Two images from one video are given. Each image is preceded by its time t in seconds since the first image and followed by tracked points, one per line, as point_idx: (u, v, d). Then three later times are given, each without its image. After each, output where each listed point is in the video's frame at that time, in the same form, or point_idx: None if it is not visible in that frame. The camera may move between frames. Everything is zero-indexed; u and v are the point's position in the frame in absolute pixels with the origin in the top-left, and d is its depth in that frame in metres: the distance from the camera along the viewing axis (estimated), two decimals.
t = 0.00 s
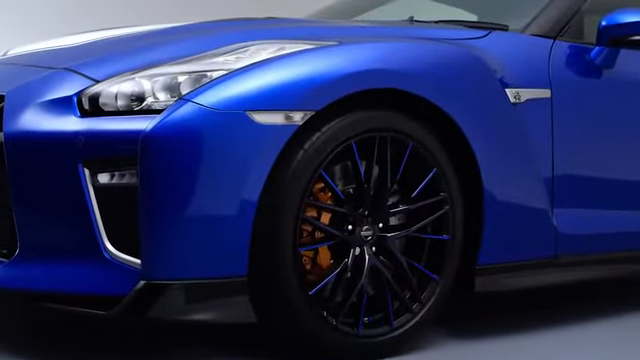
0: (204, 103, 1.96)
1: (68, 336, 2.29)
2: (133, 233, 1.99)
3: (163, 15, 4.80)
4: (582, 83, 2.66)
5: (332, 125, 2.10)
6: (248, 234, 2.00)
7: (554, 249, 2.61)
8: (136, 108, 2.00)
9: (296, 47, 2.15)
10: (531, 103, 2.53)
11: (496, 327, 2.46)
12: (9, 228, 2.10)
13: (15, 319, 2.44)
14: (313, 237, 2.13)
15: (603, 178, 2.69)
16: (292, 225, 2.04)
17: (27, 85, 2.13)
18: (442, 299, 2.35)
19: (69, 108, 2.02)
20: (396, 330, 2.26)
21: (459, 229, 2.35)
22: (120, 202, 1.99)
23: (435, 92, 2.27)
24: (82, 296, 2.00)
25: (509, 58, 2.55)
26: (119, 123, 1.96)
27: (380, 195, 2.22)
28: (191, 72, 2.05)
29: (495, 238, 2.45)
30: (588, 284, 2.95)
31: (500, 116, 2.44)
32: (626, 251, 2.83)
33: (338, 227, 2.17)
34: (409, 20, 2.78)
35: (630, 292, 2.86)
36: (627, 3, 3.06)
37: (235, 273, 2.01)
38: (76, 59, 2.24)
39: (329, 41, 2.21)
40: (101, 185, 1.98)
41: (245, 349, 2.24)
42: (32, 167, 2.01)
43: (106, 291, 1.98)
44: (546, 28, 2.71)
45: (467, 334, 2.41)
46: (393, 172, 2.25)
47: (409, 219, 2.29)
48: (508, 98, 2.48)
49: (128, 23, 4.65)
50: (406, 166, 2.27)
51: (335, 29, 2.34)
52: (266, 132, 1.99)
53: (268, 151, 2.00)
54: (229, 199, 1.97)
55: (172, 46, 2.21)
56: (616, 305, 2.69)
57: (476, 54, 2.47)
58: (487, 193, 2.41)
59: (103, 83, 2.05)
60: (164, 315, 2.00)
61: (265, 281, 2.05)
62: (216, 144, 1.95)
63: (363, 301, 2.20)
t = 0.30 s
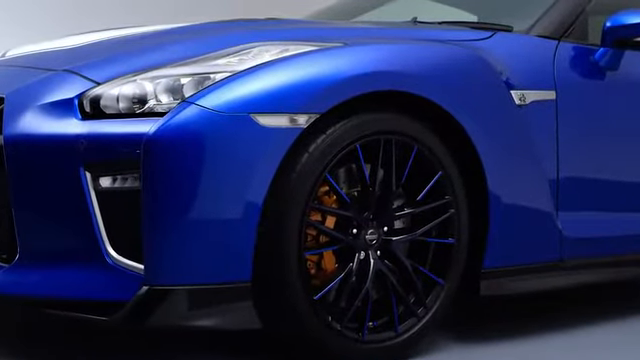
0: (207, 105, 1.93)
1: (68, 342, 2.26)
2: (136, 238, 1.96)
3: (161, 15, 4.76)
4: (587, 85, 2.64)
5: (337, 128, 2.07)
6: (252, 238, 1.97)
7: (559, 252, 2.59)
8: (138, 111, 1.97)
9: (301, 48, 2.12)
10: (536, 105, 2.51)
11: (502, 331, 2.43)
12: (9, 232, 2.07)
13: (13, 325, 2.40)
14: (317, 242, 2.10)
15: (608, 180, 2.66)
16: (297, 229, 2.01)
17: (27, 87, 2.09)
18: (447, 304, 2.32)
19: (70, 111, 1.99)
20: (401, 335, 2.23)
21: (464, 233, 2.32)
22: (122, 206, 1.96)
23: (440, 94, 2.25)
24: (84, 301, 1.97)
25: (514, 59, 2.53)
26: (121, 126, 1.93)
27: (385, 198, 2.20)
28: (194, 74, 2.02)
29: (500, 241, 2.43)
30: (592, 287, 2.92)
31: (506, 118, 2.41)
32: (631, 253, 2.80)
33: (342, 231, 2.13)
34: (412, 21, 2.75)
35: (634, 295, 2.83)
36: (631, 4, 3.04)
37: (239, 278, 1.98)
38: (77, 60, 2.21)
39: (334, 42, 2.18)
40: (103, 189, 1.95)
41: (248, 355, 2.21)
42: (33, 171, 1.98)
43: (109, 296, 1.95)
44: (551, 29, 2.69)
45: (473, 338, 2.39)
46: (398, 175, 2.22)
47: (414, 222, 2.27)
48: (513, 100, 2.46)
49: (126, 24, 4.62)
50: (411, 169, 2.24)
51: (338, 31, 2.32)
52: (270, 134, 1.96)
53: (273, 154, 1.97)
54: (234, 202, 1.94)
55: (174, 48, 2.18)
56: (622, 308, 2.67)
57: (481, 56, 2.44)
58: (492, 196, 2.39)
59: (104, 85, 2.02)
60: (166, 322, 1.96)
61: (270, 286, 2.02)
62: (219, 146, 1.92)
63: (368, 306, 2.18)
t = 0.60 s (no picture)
0: (212, 109, 1.90)
1: (70, 349, 2.23)
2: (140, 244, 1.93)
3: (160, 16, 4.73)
4: (594, 87, 2.61)
5: (343, 131, 2.04)
6: (258, 243, 1.94)
7: (566, 256, 2.56)
8: (142, 114, 1.94)
9: (307, 51, 2.09)
10: (543, 107, 2.48)
11: (508, 336, 2.41)
12: (10, 238, 2.04)
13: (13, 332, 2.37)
14: (324, 247, 2.07)
15: (615, 183, 2.64)
16: (304, 235, 1.98)
17: (29, 90, 2.06)
18: (453, 309, 2.29)
19: (73, 115, 1.96)
20: (408, 341, 2.20)
21: (471, 238, 2.29)
22: (126, 211, 1.92)
23: (447, 97, 2.22)
24: (87, 308, 1.94)
25: (521, 61, 2.50)
26: (125, 130, 1.90)
27: (391, 203, 2.17)
28: (198, 77, 1.99)
29: (507, 245, 2.40)
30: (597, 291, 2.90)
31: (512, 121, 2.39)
32: (637, 257, 2.78)
33: (349, 236, 2.11)
34: (417, 23, 2.73)
35: None
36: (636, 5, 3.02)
37: (245, 284, 1.95)
38: (79, 63, 2.17)
39: (340, 45, 2.15)
40: (106, 194, 1.92)
41: None
42: (35, 175, 1.95)
43: (113, 303, 1.92)
44: (557, 31, 2.67)
45: (479, 344, 2.36)
46: (405, 180, 2.19)
47: (421, 227, 2.24)
48: (520, 103, 2.43)
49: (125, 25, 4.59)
50: (418, 173, 2.21)
51: (344, 32, 2.29)
52: (277, 138, 1.94)
53: (279, 158, 1.94)
54: (239, 207, 1.91)
55: (178, 50, 2.15)
56: (628, 312, 2.65)
57: (488, 58, 2.42)
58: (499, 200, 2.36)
59: (108, 88, 1.99)
60: (172, 329, 1.93)
61: (276, 292, 1.98)
62: (225, 151, 1.89)
63: (374, 311, 2.15)
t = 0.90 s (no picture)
0: (219, 114, 1.87)
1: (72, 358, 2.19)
2: (145, 251, 1.90)
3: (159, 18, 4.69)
4: (600, 90, 2.59)
5: (351, 136, 2.01)
6: (266, 250, 1.91)
7: (574, 260, 2.53)
8: (147, 119, 1.91)
9: (314, 54, 2.06)
10: (551, 110, 2.45)
11: (516, 341, 2.37)
12: (13, 245, 2.01)
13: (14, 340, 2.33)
14: (331, 253, 2.04)
15: (622, 186, 2.61)
16: (311, 241, 1.96)
17: (31, 94, 2.03)
18: (461, 315, 2.27)
19: (76, 119, 1.93)
20: (416, 347, 2.18)
21: (479, 243, 2.27)
22: (131, 218, 1.89)
23: (455, 100, 2.19)
24: (92, 316, 1.91)
25: (529, 64, 2.47)
26: (130, 135, 1.87)
27: (400, 208, 2.14)
28: (204, 81, 1.96)
29: (515, 250, 2.37)
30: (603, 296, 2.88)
31: (521, 125, 2.36)
32: None
33: (356, 242, 2.08)
34: (422, 25, 2.70)
35: None
36: None
37: (251, 292, 1.92)
38: (82, 66, 2.14)
39: (347, 48, 2.12)
40: (111, 200, 1.89)
41: None
42: (38, 181, 1.91)
43: (118, 311, 1.89)
44: (564, 33, 2.64)
45: (487, 349, 2.32)
46: (413, 184, 2.16)
47: (428, 232, 2.21)
48: (527, 106, 2.41)
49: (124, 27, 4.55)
50: (426, 177, 2.18)
51: (350, 35, 2.26)
52: (284, 143, 1.91)
53: (287, 163, 1.91)
54: (247, 213, 1.88)
55: (183, 53, 2.11)
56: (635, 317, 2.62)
57: (496, 61, 2.39)
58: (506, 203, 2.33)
59: (112, 93, 1.96)
60: (178, 338, 1.89)
61: (283, 299, 1.95)
62: (232, 156, 1.86)
63: (382, 317, 2.12)
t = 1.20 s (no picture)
0: (226, 119, 1.84)
1: None
2: (151, 259, 1.87)
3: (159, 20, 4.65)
4: (608, 93, 2.56)
5: (359, 142, 1.98)
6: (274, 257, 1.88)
7: (582, 265, 2.50)
8: (153, 124, 1.88)
9: (322, 58, 2.03)
10: (559, 114, 2.43)
11: (526, 344, 2.33)
12: (16, 252, 1.97)
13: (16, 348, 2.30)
14: (340, 260, 2.02)
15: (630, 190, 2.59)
16: (319, 248, 1.93)
17: (34, 98, 2.00)
18: (470, 322, 2.24)
19: (81, 125, 1.90)
20: (424, 355, 2.16)
21: (488, 249, 2.24)
22: (137, 225, 1.86)
23: (464, 104, 2.16)
24: (98, 325, 1.88)
25: (537, 67, 2.45)
26: (136, 141, 1.84)
27: (408, 213, 2.11)
28: (211, 86, 1.93)
29: (524, 255, 2.34)
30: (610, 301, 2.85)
31: (529, 129, 2.33)
32: None
33: (364, 249, 2.05)
34: (428, 27, 2.67)
35: None
36: None
37: (259, 300, 1.89)
38: (85, 70, 2.11)
39: (355, 52, 2.09)
40: (116, 207, 1.86)
41: None
42: (42, 187, 1.88)
43: (124, 320, 1.86)
44: (572, 35, 2.62)
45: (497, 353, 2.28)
46: (422, 190, 2.14)
47: (437, 239, 2.18)
48: (536, 109, 2.38)
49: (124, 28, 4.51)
50: (434, 183, 2.15)
51: (357, 38, 2.23)
52: (292, 149, 1.88)
53: (295, 169, 1.88)
54: (254, 219, 1.85)
55: (188, 57, 2.08)
56: None
57: (504, 64, 2.36)
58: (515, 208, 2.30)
59: (116, 97, 1.93)
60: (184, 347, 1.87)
61: (292, 307, 1.93)
62: (239, 162, 1.83)
63: (391, 325, 2.10)
